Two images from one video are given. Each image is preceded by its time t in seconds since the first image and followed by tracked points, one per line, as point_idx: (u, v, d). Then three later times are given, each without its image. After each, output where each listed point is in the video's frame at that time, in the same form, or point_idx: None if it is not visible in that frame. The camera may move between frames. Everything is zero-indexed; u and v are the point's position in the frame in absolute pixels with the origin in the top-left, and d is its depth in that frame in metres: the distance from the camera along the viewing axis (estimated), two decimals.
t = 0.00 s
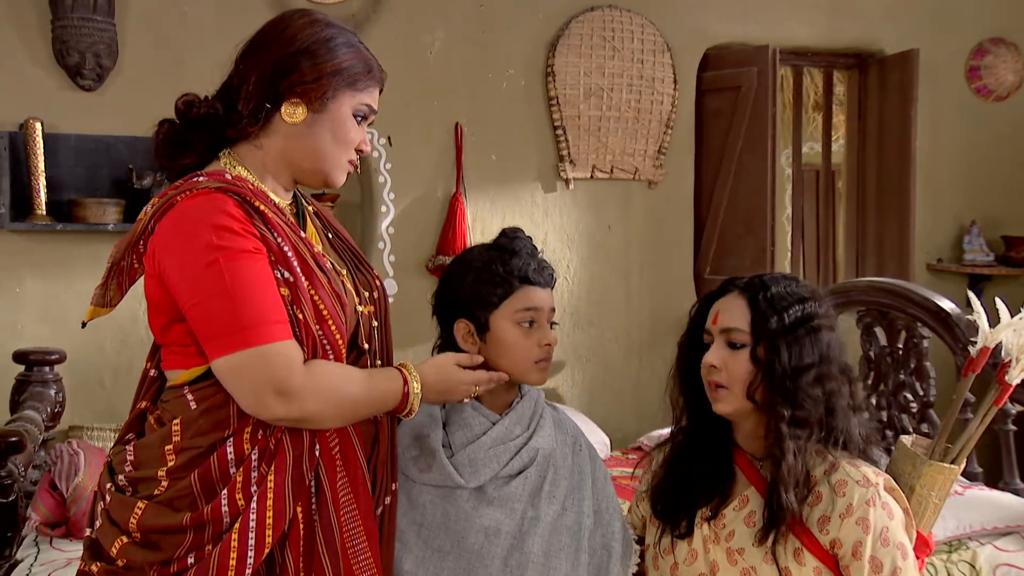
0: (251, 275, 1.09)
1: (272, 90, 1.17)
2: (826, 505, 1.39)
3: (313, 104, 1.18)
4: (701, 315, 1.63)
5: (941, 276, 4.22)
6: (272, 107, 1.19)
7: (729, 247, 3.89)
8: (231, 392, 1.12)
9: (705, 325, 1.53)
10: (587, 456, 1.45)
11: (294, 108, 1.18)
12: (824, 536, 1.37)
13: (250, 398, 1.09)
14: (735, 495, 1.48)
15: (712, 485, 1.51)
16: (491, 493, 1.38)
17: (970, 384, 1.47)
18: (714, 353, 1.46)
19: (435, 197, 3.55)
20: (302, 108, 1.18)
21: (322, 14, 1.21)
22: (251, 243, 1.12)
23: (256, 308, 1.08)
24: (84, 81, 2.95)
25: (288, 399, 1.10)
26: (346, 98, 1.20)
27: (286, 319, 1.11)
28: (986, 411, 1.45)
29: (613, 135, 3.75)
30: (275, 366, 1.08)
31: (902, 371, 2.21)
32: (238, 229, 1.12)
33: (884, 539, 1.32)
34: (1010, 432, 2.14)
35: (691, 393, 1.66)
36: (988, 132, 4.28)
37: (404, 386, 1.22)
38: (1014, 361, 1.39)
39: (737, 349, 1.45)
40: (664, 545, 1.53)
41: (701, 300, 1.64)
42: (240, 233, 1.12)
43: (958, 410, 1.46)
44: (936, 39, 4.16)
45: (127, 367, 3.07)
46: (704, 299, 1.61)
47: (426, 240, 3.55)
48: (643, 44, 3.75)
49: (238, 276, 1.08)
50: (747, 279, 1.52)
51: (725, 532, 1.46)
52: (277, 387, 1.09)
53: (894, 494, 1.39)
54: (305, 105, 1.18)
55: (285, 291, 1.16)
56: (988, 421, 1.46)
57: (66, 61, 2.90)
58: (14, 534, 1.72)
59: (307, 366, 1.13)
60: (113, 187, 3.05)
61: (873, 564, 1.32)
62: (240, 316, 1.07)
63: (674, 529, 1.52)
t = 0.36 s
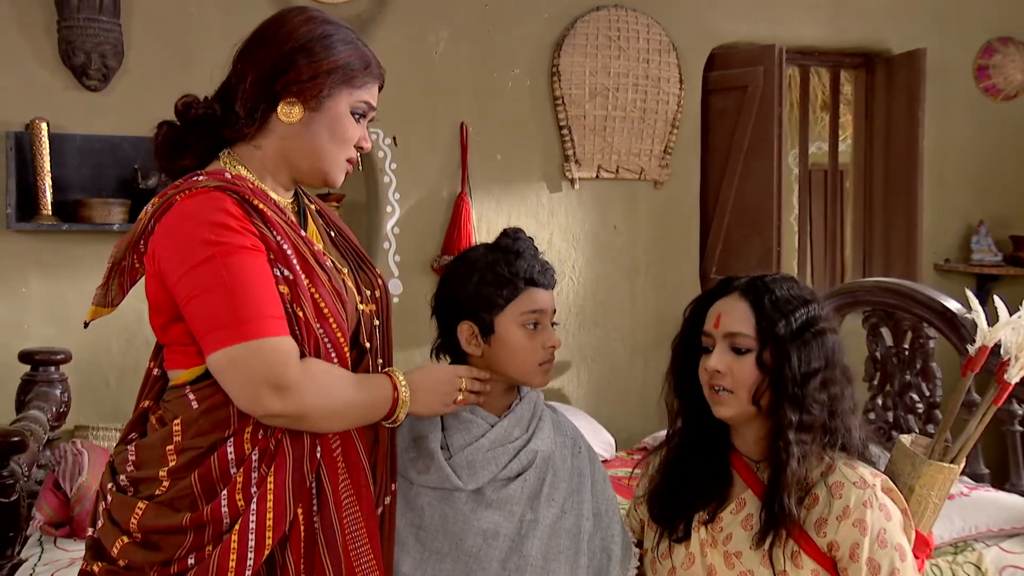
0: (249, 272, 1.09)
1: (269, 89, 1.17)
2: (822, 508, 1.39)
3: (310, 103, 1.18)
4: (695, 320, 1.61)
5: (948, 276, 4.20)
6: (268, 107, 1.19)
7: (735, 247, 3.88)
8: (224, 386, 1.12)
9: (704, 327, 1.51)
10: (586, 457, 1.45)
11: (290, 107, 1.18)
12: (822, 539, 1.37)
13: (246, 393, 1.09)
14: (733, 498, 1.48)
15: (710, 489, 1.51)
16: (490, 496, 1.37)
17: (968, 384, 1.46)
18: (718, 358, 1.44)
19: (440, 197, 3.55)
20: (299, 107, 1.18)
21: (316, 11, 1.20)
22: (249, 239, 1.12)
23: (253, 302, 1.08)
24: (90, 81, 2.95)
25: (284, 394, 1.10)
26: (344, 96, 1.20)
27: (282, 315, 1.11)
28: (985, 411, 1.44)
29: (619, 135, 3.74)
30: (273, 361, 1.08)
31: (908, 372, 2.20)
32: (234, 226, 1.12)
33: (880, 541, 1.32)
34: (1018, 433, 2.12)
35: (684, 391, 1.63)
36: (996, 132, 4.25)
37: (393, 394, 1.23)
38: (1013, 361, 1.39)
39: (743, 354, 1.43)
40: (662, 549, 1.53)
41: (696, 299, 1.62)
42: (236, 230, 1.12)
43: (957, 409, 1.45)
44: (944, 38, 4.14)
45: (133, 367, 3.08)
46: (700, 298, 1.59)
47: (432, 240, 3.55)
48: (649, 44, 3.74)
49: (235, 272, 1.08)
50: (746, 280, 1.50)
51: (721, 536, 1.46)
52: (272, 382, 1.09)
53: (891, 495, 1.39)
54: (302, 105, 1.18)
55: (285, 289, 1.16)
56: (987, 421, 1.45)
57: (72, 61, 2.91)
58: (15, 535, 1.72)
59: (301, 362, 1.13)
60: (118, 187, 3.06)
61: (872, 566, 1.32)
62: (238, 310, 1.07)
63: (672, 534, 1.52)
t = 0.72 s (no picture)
0: (249, 271, 1.09)
1: (266, 88, 1.17)
2: (831, 508, 1.38)
3: (307, 102, 1.18)
4: (698, 323, 1.59)
5: (957, 276, 4.17)
6: (266, 107, 1.19)
7: (743, 247, 3.86)
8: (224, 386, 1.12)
9: (710, 331, 1.50)
10: (590, 458, 1.44)
11: (288, 106, 1.18)
12: (831, 539, 1.37)
13: (244, 393, 1.09)
14: (740, 500, 1.48)
15: (716, 492, 1.50)
16: (494, 496, 1.37)
17: (974, 383, 1.45)
18: (730, 365, 1.42)
19: (446, 197, 3.55)
20: (296, 106, 1.18)
21: (314, 9, 1.20)
22: (250, 238, 1.12)
23: (254, 301, 1.08)
24: (97, 82, 2.96)
25: (281, 395, 1.10)
26: (342, 92, 1.19)
27: (281, 314, 1.11)
28: (991, 410, 1.43)
29: (625, 135, 3.73)
30: (269, 358, 1.08)
31: (915, 372, 2.19)
32: (235, 226, 1.13)
33: (890, 542, 1.32)
34: None
35: (686, 393, 1.62)
36: (1006, 131, 4.22)
37: (391, 396, 1.23)
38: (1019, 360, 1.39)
39: (757, 361, 1.42)
40: (670, 551, 1.53)
41: (698, 300, 1.61)
42: (237, 229, 1.12)
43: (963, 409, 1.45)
44: (953, 38, 4.11)
45: (139, 367, 3.09)
46: (704, 300, 1.57)
47: (438, 240, 3.55)
48: (655, 44, 3.73)
49: (234, 271, 1.08)
50: (754, 282, 1.49)
51: (730, 538, 1.46)
52: (270, 382, 1.09)
53: (899, 494, 1.38)
54: (299, 104, 1.18)
55: (284, 289, 1.16)
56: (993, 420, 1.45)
57: (79, 62, 2.92)
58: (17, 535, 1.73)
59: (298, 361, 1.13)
60: (125, 187, 3.06)
61: (881, 566, 1.32)
62: (238, 309, 1.07)
63: (679, 536, 1.51)
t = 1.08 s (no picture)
0: (250, 273, 1.09)
1: (265, 90, 1.17)
2: (835, 509, 1.38)
3: (306, 103, 1.17)
4: (701, 326, 1.57)
5: (963, 278, 4.15)
6: (266, 109, 1.19)
7: (748, 249, 3.85)
8: (225, 387, 1.12)
9: (716, 336, 1.48)
10: (596, 460, 1.42)
11: (287, 108, 1.18)
12: (835, 542, 1.36)
13: (244, 393, 1.08)
14: (745, 503, 1.47)
15: (721, 494, 1.49)
16: (497, 496, 1.36)
17: (977, 384, 1.45)
18: (740, 372, 1.41)
19: (451, 199, 3.55)
20: (295, 107, 1.18)
21: (312, 10, 1.20)
22: (251, 240, 1.12)
23: (256, 303, 1.08)
24: (102, 84, 2.97)
25: (282, 396, 1.10)
26: (341, 92, 1.18)
27: (283, 316, 1.11)
28: (995, 411, 1.43)
29: (630, 136, 3.72)
30: (269, 358, 1.07)
31: (921, 375, 2.17)
32: (236, 227, 1.12)
33: (895, 542, 1.32)
34: None
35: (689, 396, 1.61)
36: (1014, 132, 4.20)
37: (394, 397, 1.22)
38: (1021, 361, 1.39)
39: (767, 368, 1.41)
40: (674, 554, 1.52)
41: (700, 303, 1.59)
42: (239, 231, 1.12)
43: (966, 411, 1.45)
44: (960, 38, 4.09)
45: (144, 368, 3.09)
46: (706, 303, 1.55)
47: (442, 242, 3.55)
48: (660, 45, 3.72)
49: (235, 272, 1.08)
50: (761, 286, 1.47)
51: (734, 541, 1.45)
52: (271, 383, 1.08)
53: (903, 495, 1.38)
54: (298, 105, 1.18)
55: (284, 291, 1.15)
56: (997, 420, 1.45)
57: (84, 64, 2.92)
58: (17, 537, 1.72)
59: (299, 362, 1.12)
60: (130, 189, 3.07)
61: (885, 568, 1.31)
62: (239, 310, 1.07)
63: (683, 540, 1.51)
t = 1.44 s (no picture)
0: (248, 274, 1.08)
1: (261, 92, 1.17)
2: (834, 510, 1.37)
3: (299, 105, 1.17)
4: (701, 325, 1.53)
5: (967, 279, 4.14)
6: (261, 112, 1.19)
7: (750, 250, 3.83)
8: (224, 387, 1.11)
9: (717, 342, 1.47)
10: (598, 463, 1.40)
11: (282, 110, 1.18)
12: (835, 543, 1.36)
13: (243, 393, 1.08)
14: (744, 505, 1.46)
15: (721, 496, 1.48)
16: (494, 497, 1.36)
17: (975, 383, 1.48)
18: (745, 380, 1.39)
19: (453, 200, 3.54)
20: (290, 109, 1.17)
21: (308, 12, 1.20)
22: (250, 241, 1.12)
23: (254, 304, 1.08)
24: (104, 85, 2.98)
25: (280, 396, 1.09)
26: (336, 92, 1.18)
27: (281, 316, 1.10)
28: (991, 410, 1.47)
29: (632, 137, 3.71)
30: (268, 359, 1.07)
31: (923, 377, 2.16)
32: (234, 228, 1.12)
33: (893, 543, 1.31)
34: None
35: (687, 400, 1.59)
36: (1017, 133, 4.18)
37: (394, 398, 1.22)
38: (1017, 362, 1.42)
39: (771, 374, 1.40)
40: (674, 558, 1.51)
41: (697, 307, 1.58)
42: (237, 232, 1.11)
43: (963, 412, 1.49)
44: (963, 39, 4.08)
45: (146, 370, 3.09)
46: (702, 307, 1.54)
47: (444, 243, 3.54)
48: (662, 46, 3.71)
49: (233, 273, 1.08)
50: (761, 291, 1.46)
51: (733, 544, 1.45)
52: (269, 383, 1.08)
53: (901, 496, 1.38)
54: (293, 107, 1.17)
55: (281, 292, 1.15)
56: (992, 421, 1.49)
57: (86, 65, 2.93)
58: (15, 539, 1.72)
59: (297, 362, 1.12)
60: (131, 191, 3.07)
61: (884, 569, 1.30)
62: (237, 311, 1.07)
63: (682, 545, 1.50)
